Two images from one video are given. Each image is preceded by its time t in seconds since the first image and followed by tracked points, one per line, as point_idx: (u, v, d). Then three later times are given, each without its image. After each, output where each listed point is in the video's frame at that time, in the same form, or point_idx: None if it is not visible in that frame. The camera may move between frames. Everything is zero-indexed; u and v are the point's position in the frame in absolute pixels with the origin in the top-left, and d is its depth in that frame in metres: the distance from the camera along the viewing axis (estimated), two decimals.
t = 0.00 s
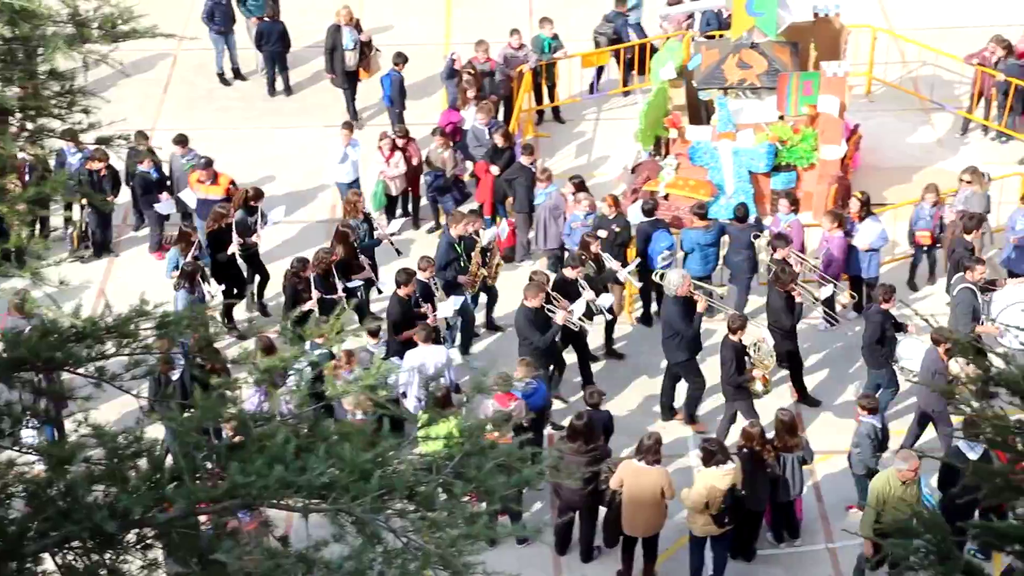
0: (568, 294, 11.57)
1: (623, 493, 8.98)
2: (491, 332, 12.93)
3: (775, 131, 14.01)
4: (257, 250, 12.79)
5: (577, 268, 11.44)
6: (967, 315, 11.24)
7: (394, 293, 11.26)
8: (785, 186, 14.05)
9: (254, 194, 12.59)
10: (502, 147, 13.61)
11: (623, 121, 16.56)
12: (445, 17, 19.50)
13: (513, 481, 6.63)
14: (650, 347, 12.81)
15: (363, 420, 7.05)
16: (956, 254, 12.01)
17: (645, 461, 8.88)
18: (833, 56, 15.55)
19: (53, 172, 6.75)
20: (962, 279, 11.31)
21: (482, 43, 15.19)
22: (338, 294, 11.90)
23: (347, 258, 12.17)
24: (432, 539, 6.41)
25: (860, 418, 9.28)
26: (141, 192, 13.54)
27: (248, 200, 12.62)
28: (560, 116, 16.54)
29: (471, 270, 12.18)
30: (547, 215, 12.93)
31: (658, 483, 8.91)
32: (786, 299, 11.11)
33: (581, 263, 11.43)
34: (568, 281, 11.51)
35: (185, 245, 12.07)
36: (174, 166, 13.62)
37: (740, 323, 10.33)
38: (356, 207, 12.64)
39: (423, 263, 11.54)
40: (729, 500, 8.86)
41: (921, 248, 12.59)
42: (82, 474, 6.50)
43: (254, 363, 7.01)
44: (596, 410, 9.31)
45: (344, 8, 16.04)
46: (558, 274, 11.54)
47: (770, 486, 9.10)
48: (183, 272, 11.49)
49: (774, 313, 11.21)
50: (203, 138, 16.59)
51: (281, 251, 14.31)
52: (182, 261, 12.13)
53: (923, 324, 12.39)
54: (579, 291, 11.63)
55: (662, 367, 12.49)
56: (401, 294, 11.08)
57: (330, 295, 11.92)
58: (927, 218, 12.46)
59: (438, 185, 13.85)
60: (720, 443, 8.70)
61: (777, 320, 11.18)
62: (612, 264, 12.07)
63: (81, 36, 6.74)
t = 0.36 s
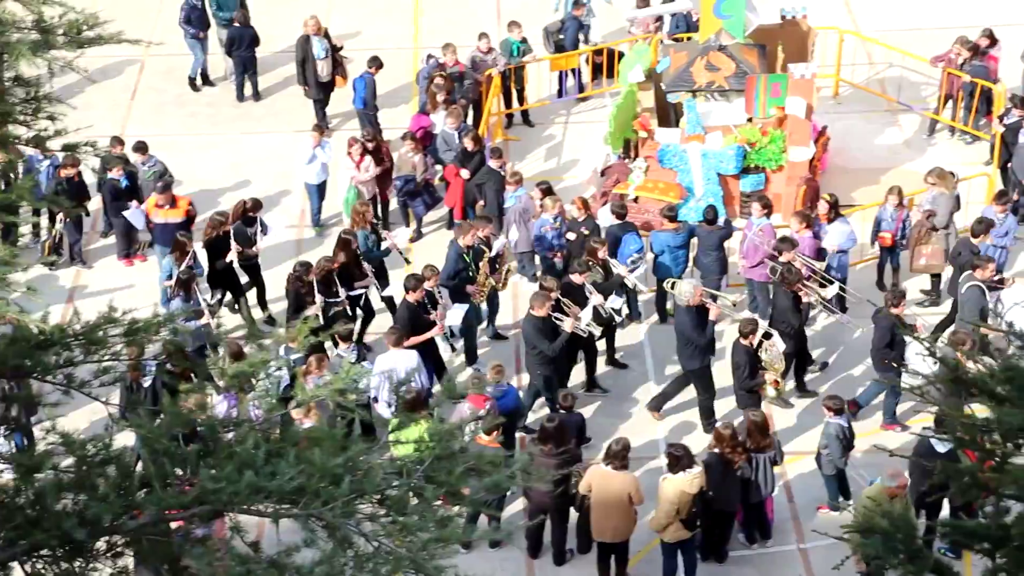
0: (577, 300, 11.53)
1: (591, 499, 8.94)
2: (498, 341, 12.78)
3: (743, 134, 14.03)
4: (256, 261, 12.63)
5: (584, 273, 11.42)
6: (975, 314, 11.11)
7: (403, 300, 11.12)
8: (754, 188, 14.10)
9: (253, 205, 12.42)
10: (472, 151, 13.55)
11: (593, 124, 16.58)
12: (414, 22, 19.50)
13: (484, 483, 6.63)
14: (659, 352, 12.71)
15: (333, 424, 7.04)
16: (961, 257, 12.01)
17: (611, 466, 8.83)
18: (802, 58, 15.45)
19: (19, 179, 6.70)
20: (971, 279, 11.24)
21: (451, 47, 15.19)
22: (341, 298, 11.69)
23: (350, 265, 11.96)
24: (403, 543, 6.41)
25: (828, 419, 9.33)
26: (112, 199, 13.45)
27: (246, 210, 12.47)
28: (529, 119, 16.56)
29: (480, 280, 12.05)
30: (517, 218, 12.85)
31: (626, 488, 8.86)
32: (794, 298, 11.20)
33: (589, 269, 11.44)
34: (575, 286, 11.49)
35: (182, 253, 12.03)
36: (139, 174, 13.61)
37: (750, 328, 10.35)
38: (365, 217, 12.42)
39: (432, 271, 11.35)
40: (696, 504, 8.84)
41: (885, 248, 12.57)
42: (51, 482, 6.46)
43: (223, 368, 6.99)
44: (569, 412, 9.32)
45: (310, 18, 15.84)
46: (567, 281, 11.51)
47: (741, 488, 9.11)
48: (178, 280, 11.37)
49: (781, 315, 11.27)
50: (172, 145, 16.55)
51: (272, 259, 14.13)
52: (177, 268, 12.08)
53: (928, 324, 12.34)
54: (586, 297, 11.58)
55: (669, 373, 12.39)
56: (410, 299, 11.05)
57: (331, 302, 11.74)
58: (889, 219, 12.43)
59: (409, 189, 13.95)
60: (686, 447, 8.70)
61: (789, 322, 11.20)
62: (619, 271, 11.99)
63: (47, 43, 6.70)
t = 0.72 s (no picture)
0: (586, 304, 11.43)
1: (560, 503, 8.89)
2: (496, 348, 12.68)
3: (711, 134, 14.06)
4: (251, 266, 12.48)
5: (594, 277, 11.31)
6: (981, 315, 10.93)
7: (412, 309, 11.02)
8: (724, 188, 14.14)
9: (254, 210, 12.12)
10: (442, 154, 13.47)
11: (561, 126, 16.61)
12: (382, 25, 19.48)
13: (454, 487, 6.64)
14: (667, 355, 12.63)
15: (302, 428, 7.02)
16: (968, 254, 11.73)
17: (579, 470, 8.77)
18: (768, 58, 15.30)
19: None
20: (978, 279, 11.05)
21: (419, 50, 15.19)
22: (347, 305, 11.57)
23: (358, 271, 11.72)
24: (374, 545, 6.42)
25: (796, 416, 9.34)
26: (81, 206, 13.35)
27: (246, 217, 12.17)
28: (498, 121, 16.56)
29: (493, 290, 11.77)
30: (486, 220, 12.92)
31: (593, 492, 8.82)
32: (801, 297, 11.11)
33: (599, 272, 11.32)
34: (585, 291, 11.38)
35: (183, 258, 11.85)
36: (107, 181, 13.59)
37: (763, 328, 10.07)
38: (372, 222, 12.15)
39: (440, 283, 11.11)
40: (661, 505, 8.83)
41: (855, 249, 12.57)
42: (20, 489, 6.41)
43: (192, 373, 6.96)
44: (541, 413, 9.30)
45: (275, 25, 15.83)
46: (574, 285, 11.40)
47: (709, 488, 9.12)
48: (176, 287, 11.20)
49: (789, 314, 11.14)
50: (140, 150, 16.49)
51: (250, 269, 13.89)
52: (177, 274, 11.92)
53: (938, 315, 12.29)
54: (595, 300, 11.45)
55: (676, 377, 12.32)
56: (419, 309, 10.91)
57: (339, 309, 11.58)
58: (859, 219, 12.43)
59: (378, 192, 13.82)
60: (649, 449, 8.70)
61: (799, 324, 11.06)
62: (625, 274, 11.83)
63: (12, 48, 6.65)
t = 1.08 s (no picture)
0: (592, 306, 11.16)
1: (532, 502, 8.84)
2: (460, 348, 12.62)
3: (677, 132, 14.08)
4: (251, 267, 12.35)
5: (600, 280, 11.08)
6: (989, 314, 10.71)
7: (417, 312, 10.89)
8: (689, 186, 14.20)
9: (253, 211, 12.03)
10: (407, 153, 13.45)
11: (527, 124, 16.61)
12: (346, 25, 19.46)
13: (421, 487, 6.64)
14: (671, 355, 12.56)
15: (268, 428, 7.00)
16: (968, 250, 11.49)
17: (550, 470, 8.70)
18: (734, 57, 15.38)
19: None
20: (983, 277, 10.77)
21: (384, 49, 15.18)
22: (350, 307, 11.38)
23: (364, 275, 11.63)
24: (341, 546, 6.42)
25: (765, 412, 9.39)
26: (46, 210, 13.28)
27: (243, 217, 12.08)
28: (464, 120, 16.55)
29: (502, 288, 11.84)
30: (451, 219, 12.83)
31: (563, 492, 8.76)
32: (805, 296, 11.12)
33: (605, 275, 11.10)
34: (591, 293, 11.15)
35: (183, 264, 11.61)
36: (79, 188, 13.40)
37: (768, 322, 10.28)
38: (378, 228, 12.02)
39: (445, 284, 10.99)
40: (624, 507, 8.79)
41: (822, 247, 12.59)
42: None
43: (157, 374, 6.93)
44: (508, 412, 9.31)
45: (239, 26, 15.68)
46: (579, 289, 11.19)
47: (675, 485, 9.14)
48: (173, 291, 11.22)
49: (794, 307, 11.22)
50: (106, 151, 16.41)
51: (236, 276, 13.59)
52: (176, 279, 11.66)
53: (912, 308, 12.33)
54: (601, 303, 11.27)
55: (681, 377, 12.24)
56: (425, 311, 10.81)
57: (342, 310, 11.38)
58: (824, 217, 12.44)
59: (344, 192, 13.78)
60: (615, 449, 8.68)
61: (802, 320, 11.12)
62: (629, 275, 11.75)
63: None
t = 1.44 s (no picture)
0: (602, 306, 11.08)
1: (507, 503, 8.81)
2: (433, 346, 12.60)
3: (646, 131, 14.11)
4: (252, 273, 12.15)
5: (608, 278, 11.00)
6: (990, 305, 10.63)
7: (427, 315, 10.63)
8: (658, 185, 14.16)
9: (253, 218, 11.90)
10: (376, 154, 13.39)
11: (496, 125, 16.60)
12: (314, 26, 19.42)
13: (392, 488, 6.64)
14: (675, 356, 12.44)
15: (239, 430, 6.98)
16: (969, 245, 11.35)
17: (525, 471, 8.68)
18: (701, 55, 15.37)
19: None
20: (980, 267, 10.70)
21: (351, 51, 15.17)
22: (359, 312, 11.26)
23: (374, 282, 11.48)
24: (311, 549, 6.42)
25: (737, 411, 9.41)
26: (14, 213, 13.20)
27: (244, 223, 11.92)
28: (433, 121, 16.55)
29: (513, 296, 11.69)
30: (421, 219, 12.81)
31: (538, 494, 8.72)
32: (817, 293, 11.21)
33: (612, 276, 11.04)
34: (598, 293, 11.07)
35: (185, 268, 11.43)
36: (51, 192, 13.30)
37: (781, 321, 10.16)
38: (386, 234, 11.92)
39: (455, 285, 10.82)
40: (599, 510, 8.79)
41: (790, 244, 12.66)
42: None
43: (125, 377, 6.90)
44: (478, 412, 9.30)
45: (209, 26, 15.53)
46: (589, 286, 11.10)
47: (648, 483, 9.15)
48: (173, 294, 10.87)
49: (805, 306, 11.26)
50: (74, 154, 16.33)
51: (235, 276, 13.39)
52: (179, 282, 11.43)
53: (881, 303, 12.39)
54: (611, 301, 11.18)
55: (688, 375, 12.08)
56: (434, 314, 10.55)
57: (350, 318, 11.26)
58: (793, 215, 12.50)
59: (313, 193, 13.72)
60: (592, 451, 8.67)
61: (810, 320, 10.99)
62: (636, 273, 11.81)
63: None
